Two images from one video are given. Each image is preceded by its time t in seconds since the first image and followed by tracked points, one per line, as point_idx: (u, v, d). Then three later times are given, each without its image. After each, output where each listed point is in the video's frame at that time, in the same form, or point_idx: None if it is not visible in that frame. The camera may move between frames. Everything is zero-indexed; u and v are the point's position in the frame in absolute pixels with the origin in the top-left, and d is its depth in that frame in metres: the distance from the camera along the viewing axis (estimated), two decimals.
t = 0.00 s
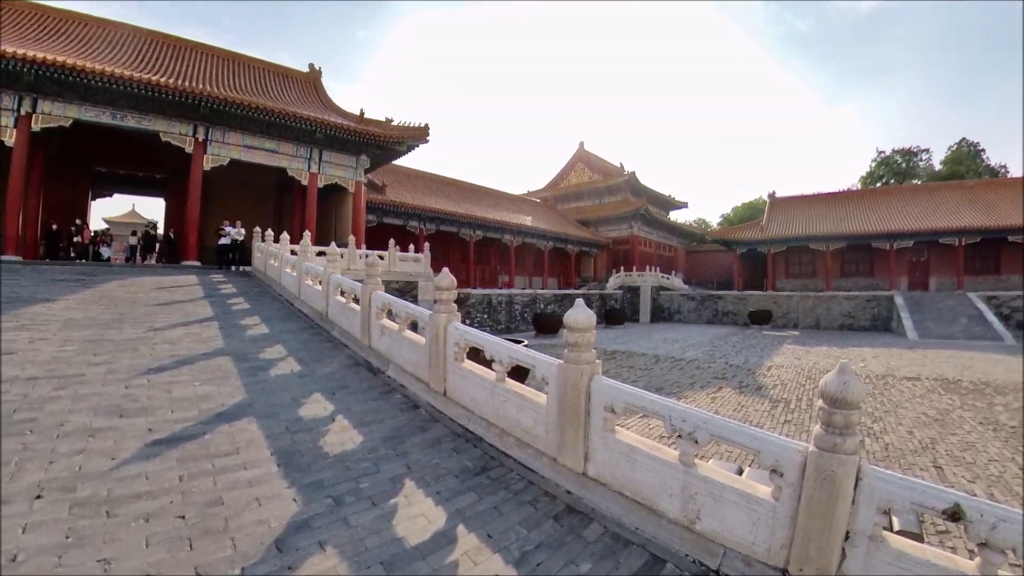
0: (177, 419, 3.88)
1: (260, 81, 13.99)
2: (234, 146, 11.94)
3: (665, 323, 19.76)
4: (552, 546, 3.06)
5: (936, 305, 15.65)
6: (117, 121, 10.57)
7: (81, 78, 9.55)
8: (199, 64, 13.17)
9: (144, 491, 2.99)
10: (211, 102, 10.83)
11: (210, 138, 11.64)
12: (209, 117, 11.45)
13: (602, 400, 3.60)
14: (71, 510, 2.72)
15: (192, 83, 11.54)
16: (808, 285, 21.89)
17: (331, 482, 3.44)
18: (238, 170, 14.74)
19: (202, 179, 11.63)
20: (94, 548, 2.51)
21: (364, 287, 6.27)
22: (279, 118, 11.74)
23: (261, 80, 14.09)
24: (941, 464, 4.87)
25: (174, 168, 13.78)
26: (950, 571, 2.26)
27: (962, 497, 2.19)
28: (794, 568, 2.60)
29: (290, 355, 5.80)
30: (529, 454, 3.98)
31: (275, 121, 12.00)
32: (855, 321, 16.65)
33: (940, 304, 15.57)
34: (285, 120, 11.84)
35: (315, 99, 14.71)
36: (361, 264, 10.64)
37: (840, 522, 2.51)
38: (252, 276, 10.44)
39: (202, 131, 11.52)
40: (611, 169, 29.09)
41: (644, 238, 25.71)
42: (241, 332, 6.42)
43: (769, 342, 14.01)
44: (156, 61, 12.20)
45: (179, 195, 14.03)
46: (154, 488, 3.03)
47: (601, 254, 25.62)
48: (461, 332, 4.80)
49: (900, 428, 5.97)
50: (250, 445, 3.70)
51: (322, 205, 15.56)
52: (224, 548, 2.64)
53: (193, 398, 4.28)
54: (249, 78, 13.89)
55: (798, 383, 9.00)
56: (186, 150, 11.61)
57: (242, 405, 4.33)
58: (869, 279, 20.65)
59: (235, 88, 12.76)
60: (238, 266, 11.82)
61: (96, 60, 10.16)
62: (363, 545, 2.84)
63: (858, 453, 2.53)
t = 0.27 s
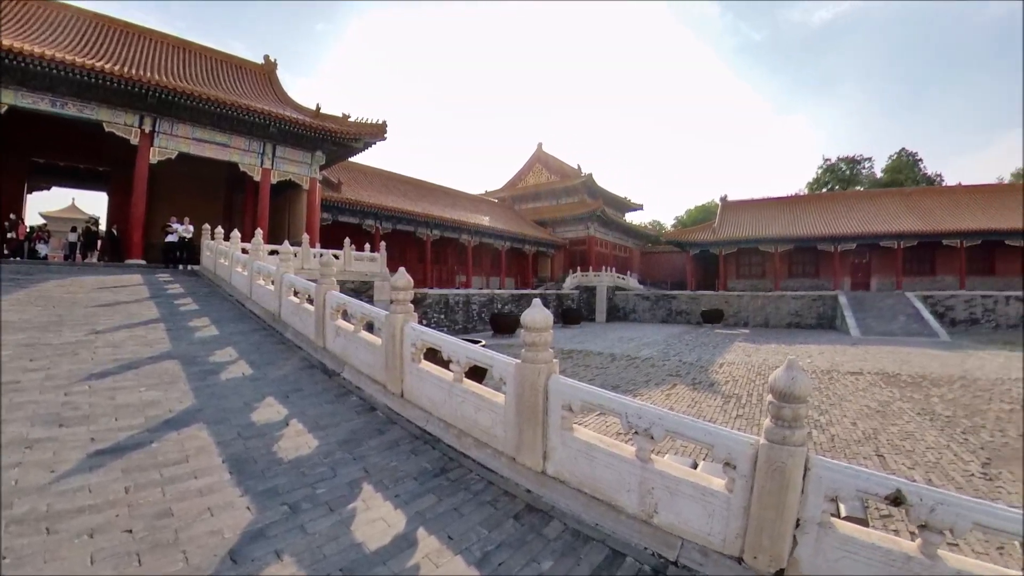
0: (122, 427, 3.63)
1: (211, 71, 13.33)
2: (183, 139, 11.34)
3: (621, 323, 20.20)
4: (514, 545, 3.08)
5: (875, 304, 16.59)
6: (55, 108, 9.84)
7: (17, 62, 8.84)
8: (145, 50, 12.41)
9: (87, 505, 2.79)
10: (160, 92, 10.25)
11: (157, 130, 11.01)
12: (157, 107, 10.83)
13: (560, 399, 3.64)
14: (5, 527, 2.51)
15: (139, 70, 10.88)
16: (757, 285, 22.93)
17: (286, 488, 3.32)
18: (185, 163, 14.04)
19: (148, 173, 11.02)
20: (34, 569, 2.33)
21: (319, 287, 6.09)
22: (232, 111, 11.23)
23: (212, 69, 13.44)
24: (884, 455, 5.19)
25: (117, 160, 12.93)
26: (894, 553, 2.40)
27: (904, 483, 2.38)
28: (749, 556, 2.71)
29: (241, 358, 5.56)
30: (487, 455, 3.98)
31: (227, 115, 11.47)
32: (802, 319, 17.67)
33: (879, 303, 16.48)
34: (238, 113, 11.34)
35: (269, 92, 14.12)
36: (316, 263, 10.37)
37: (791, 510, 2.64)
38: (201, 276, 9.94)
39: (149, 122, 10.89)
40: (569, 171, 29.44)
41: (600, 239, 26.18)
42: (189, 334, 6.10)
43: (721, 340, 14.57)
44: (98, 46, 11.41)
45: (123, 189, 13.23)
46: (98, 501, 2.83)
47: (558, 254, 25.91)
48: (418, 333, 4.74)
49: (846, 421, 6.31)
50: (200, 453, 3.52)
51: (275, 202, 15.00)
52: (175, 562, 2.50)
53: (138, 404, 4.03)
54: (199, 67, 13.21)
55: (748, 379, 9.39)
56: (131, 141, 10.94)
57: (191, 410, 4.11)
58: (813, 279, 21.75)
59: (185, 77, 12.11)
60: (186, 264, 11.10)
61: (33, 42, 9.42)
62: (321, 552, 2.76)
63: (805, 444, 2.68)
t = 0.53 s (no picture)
0: (61, 437, 3.33)
1: (157, 58, 12.58)
2: (129, 130, 10.67)
3: (577, 322, 20.50)
4: (476, 545, 3.07)
5: (820, 303, 18.00)
6: None
7: None
8: (84, 33, 11.56)
9: (23, 521, 2.51)
10: (104, 79, 9.60)
11: (100, 119, 10.32)
12: (100, 95, 10.14)
13: (518, 399, 3.65)
14: None
15: (79, 55, 10.15)
16: (709, 285, 23.81)
17: (240, 497, 3.18)
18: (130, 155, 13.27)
19: (90, 166, 10.35)
20: None
21: (271, 288, 5.86)
22: (182, 102, 10.66)
23: (158, 56, 12.68)
24: (831, 445, 5.49)
25: (55, 150, 12.05)
26: (841, 537, 2.54)
27: (849, 471, 2.53)
28: (705, 547, 2.80)
29: (189, 362, 5.29)
30: (446, 456, 3.95)
31: (176, 105, 10.87)
32: (752, 318, 18.49)
33: (824, 302, 17.91)
34: (189, 105, 10.78)
35: (221, 83, 13.46)
36: (268, 262, 9.97)
37: (745, 501, 2.74)
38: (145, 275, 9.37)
39: (91, 111, 10.19)
40: (526, 172, 29.62)
41: (557, 240, 26.49)
42: (133, 337, 5.74)
43: (674, 339, 15.05)
44: (32, 26, 10.54)
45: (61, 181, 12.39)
46: (35, 517, 2.57)
47: (515, 254, 26.04)
48: (374, 333, 4.64)
49: (792, 414, 6.64)
50: (147, 462, 3.32)
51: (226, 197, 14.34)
52: None
53: (82, 412, 3.73)
54: (145, 53, 12.44)
55: (700, 376, 9.74)
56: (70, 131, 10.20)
57: (136, 418, 3.86)
58: (762, 279, 22.82)
59: (129, 64, 11.38)
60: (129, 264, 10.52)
61: None
62: (278, 562, 2.67)
63: (755, 437, 2.78)
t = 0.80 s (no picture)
0: None
1: (101, 42, 11.79)
2: (69, 119, 9.96)
3: (534, 322, 20.66)
4: (437, 548, 3.04)
5: (769, 302, 18.88)
6: None
7: None
8: (19, 11, 10.69)
9: None
10: (43, 64, 8.92)
11: (37, 107, 9.59)
12: (37, 80, 9.42)
13: (476, 399, 3.63)
14: None
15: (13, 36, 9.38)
16: (663, 285, 24.50)
17: (191, 508, 3.03)
18: (71, 147, 12.48)
19: (26, 156, 9.61)
20: None
21: (220, 288, 5.60)
22: (129, 91, 10.04)
23: (102, 40, 11.88)
24: (781, 438, 5.76)
25: None
26: (792, 525, 2.68)
27: (798, 462, 2.67)
28: (663, 540, 2.88)
29: (134, 366, 4.98)
30: (404, 458, 3.90)
31: (122, 95, 10.22)
32: (705, 317, 19.15)
33: (773, 301, 18.76)
34: (136, 95, 10.16)
35: (169, 71, 12.69)
36: (218, 261, 9.52)
37: (700, 494, 2.83)
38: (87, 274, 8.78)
39: (26, 98, 9.45)
40: (484, 172, 29.57)
41: (515, 240, 26.61)
42: (71, 340, 5.35)
43: (630, 337, 15.42)
44: None
45: None
46: None
47: (473, 254, 25.99)
48: (329, 334, 4.51)
49: (744, 409, 6.92)
50: (89, 474, 3.10)
51: (174, 193, 13.61)
52: None
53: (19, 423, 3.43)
54: (87, 36, 11.63)
55: (655, 373, 10.01)
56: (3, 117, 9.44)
57: (77, 427, 3.61)
58: (715, 279, 23.75)
59: (70, 48, 10.61)
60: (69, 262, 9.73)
61: None
62: (233, 573, 2.56)
63: (709, 431, 2.87)
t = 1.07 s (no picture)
0: None
1: (39, 23, 10.92)
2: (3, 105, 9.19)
3: (491, 322, 20.67)
4: (398, 552, 2.99)
5: (720, 301, 19.64)
6: None
7: None
8: None
9: None
10: None
11: None
12: None
13: (433, 400, 3.57)
14: None
15: None
16: (619, 285, 25.07)
17: (138, 521, 2.86)
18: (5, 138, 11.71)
19: None
20: None
21: (166, 288, 5.30)
22: (72, 78, 9.35)
23: (40, 20, 11.00)
24: (733, 431, 6.00)
25: None
26: (745, 514, 2.80)
27: (751, 455, 2.78)
28: (623, 534, 2.95)
29: (73, 371, 4.64)
30: (361, 462, 3.81)
31: (63, 81, 9.50)
32: (659, 316, 19.73)
33: (724, 301, 19.49)
34: (79, 82, 9.47)
35: (115, 57, 11.89)
36: (166, 260, 9.05)
37: (657, 488, 2.91)
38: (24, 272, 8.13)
39: None
40: (442, 171, 29.31)
41: (472, 240, 26.54)
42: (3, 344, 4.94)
43: (587, 336, 15.67)
44: None
45: None
46: None
47: (430, 254, 25.75)
48: (281, 336, 4.35)
49: (697, 405, 7.17)
50: (26, 488, 2.87)
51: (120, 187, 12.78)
52: None
53: None
54: (24, 14, 10.75)
55: (611, 371, 10.22)
56: None
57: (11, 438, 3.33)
58: (669, 280, 24.48)
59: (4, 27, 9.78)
60: None
61: None
62: None
63: (664, 426, 2.95)
